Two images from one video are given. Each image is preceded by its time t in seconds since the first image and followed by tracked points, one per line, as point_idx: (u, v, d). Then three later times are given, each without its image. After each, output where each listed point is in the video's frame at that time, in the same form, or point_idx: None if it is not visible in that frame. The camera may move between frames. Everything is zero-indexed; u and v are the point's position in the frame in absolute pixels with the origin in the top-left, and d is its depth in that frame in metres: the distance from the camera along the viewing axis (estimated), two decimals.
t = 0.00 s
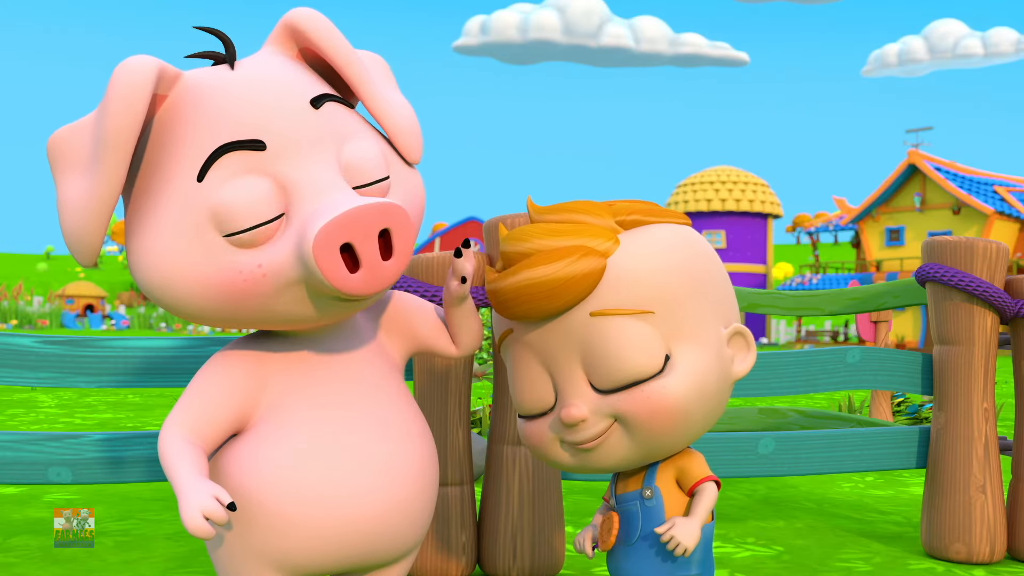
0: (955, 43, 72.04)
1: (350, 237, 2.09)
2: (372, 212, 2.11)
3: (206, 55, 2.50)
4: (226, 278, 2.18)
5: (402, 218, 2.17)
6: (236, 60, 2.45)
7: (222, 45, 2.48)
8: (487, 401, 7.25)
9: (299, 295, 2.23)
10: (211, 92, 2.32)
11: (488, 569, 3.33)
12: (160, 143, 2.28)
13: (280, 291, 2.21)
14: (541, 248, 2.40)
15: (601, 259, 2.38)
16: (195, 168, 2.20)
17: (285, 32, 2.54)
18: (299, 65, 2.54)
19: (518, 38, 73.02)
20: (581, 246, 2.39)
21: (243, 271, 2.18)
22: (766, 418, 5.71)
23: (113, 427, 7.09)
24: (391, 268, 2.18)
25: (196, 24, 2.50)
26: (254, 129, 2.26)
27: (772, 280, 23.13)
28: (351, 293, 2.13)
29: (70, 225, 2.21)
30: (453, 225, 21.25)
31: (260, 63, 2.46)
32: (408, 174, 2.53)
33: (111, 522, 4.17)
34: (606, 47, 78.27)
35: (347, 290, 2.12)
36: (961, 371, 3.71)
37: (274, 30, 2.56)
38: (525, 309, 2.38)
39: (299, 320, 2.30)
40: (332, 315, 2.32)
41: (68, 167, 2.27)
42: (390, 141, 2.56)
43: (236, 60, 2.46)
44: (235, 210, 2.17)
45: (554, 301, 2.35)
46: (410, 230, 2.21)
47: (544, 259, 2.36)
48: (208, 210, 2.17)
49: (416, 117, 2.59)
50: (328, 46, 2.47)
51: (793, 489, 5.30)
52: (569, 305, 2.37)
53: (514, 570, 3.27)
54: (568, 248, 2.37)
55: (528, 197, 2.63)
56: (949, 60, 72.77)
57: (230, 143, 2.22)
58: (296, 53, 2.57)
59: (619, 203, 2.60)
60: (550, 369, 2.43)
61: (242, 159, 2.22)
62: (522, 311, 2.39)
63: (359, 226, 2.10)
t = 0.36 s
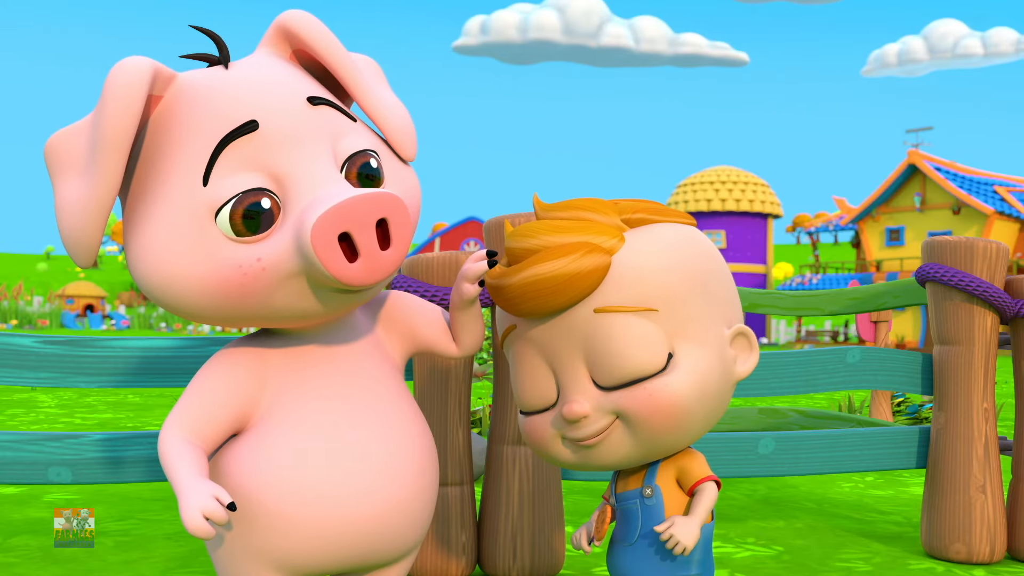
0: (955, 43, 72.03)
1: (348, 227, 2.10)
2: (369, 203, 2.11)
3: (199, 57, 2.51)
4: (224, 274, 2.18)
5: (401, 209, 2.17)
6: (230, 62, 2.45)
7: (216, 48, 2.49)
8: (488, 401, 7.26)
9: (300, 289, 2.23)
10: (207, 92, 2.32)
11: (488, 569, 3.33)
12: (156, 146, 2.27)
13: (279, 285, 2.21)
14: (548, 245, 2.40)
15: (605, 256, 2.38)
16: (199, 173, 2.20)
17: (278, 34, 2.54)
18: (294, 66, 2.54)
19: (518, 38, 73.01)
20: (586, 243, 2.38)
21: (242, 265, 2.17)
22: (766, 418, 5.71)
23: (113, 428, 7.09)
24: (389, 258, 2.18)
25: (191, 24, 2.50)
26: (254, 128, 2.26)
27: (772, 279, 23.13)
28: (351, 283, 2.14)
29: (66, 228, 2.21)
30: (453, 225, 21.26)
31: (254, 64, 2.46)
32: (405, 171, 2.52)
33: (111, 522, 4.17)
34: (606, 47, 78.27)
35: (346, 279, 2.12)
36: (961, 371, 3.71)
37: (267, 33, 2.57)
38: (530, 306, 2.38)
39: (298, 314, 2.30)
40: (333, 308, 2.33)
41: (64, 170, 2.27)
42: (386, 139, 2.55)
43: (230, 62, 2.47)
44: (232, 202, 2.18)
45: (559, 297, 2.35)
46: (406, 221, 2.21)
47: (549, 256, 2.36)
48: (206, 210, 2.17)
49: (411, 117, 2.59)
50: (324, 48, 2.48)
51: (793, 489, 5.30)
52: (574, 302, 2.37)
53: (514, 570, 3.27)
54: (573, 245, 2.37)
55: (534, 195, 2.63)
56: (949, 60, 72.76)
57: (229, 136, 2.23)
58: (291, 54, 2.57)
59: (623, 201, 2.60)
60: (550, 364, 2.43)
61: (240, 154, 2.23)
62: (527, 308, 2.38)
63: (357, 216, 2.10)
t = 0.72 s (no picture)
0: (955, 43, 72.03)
1: (349, 227, 2.10)
2: (369, 203, 2.11)
3: (200, 57, 2.52)
4: (225, 274, 2.18)
5: (401, 210, 2.18)
6: (231, 61, 2.45)
7: (216, 47, 2.50)
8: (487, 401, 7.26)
9: (301, 288, 2.23)
10: (206, 91, 2.33)
11: (488, 569, 3.33)
12: (154, 147, 2.28)
13: (279, 286, 2.21)
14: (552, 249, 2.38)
15: (610, 259, 2.36)
16: (200, 172, 2.20)
17: (278, 35, 2.55)
18: (294, 66, 2.54)
19: (518, 38, 73.01)
20: (593, 246, 2.37)
21: (243, 265, 2.17)
22: (766, 418, 5.71)
23: (113, 427, 7.10)
24: (390, 258, 2.18)
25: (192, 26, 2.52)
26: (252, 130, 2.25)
27: (772, 279, 23.14)
28: (351, 283, 2.14)
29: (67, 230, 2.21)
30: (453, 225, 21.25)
31: (255, 64, 2.46)
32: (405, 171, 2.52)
33: (111, 522, 4.17)
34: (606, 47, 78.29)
35: (346, 281, 2.12)
36: (961, 371, 3.71)
37: (267, 35, 2.57)
38: (534, 310, 2.36)
39: (299, 314, 2.30)
40: (334, 308, 2.33)
41: (65, 170, 2.27)
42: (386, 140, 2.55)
43: (230, 61, 2.47)
44: (232, 202, 2.18)
45: (565, 301, 2.33)
46: (405, 218, 2.21)
47: (555, 259, 2.34)
48: (203, 207, 2.17)
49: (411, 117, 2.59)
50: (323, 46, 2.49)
51: (793, 489, 5.29)
52: (580, 305, 2.35)
53: (514, 570, 3.27)
54: (578, 249, 2.35)
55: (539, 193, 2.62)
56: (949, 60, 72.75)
57: (229, 136, 2.23)
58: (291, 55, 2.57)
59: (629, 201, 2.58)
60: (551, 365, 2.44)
61: (241, 154, 2.23)
62: (531, 312, 2.37)
63: (357, 216, 2.10)
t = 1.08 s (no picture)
0: (955, 44, 72.04)
1: (353, 249, 2.07)
2: (378, 228, 2.08)
3: (262, 52, 2.51)
4: (235, 272, 2.18)
5: (412, 236, 2.15)
6: (286, 62, 2.44)
7: (279, 43, 2.50)
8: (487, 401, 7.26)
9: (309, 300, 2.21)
10: (252, 90, 2.33)
11: (488, 569, 3.33)
12: (194, 135, 2.29)
13: (282, 293, 2.21)
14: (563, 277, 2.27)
15: (619, 292, 2.26)
16: (226, 162, 2.21)
17: (342, 44, 2.51)
18: (354, 76, 2.51)
19: (518, 38, 73.00)
20: (602, 276, 2.27)
21: (250, 266, 2.18)
22: (766, 418, 5.70)
23: (114, 428, 7.10)
24: (395, 286, 2.16)
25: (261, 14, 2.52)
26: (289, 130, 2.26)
27: (772, 279, 23.13)
28: (352, 305, 2.13)
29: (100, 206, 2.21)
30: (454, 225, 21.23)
31: (311, 67, 2.46)
32: (439, 195, 2.50)
33: (111, 522, 4.17)
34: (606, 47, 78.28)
35: (347, 301, 2.11)
36: (961, 371, 3.71)
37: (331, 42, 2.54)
38: (541, 342, 2.29)
39: (301, 325, 2.29)
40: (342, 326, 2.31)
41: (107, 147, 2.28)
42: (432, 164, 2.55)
43: (284, 62, 2.47)
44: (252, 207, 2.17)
45: (574, 336, 2.25)
46: (420, 247, 2.18)
47: (561, 292, 2.25)
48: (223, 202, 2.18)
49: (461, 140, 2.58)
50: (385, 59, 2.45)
51: (793, 489, 5.29)
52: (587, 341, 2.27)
53: (515, 570, 3.27)
54: (589, 281, 2.25)
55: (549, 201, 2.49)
56: (949, 60, 72.76)
57: (261, 138, 2.23)
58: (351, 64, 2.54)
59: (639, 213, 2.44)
60: (551, 388, 2.38)
61: (265, 155, 2.23)
62: (537, 343, 2.30)
63: (362, 239, 2.07)
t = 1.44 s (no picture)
0: (955, 44, 72.04)
1: (358, 224, 2.06)
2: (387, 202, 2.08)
3: (255, 52, 2.57)
4: (238, 254, 2.16)
5: (416, 216, 2.15)
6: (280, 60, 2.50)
7: (274, 46, 2.55)
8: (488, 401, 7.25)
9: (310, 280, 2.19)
10: (251, 80, 2.36)
11: (488, 569, 3.33)
12: (195, 128, 2.29)
13: (287, 275, 2.18)
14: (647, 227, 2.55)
15: (693, 253, 2.52)
16: (226, 144, 2.23)
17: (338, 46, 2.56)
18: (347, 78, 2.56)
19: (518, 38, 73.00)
20: (681, 234, 2.54)
21: (256, 247, 2.16)
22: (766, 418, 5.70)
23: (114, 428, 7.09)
24: (400, 263, 2.14)
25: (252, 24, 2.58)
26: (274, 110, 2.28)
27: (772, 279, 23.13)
28: (358, 281, 2.11)
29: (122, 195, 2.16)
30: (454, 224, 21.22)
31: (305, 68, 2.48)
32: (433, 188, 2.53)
33: (112, 522, 4.17)
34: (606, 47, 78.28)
35: (353, 277, 2.09)
36: (961, 371, 3.71)
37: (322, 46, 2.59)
38: (610, 277, 2.56)
39: (305, 314, 2.27)
40: (343, 314, 2.30)
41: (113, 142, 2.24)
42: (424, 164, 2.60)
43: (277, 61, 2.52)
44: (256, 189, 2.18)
45: (643, 276, 2.51)
46: (424, 224, 2.18)
47: (638, 235, 2.52)
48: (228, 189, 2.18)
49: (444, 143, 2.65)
50: (377, 53, 2.51)
51: (793, 489, 5.29)
52: (647, 287, 2.53)
53: (514, 569, 3.27)
54: (670, 234, 2.52)
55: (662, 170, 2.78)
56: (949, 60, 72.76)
57: (259, 124, 2.25)
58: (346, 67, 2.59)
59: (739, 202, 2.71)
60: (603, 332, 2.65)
61: (264, 141, 2.24)
62: (606, 277, 2.56)
63: (367, 215, 2.07)
